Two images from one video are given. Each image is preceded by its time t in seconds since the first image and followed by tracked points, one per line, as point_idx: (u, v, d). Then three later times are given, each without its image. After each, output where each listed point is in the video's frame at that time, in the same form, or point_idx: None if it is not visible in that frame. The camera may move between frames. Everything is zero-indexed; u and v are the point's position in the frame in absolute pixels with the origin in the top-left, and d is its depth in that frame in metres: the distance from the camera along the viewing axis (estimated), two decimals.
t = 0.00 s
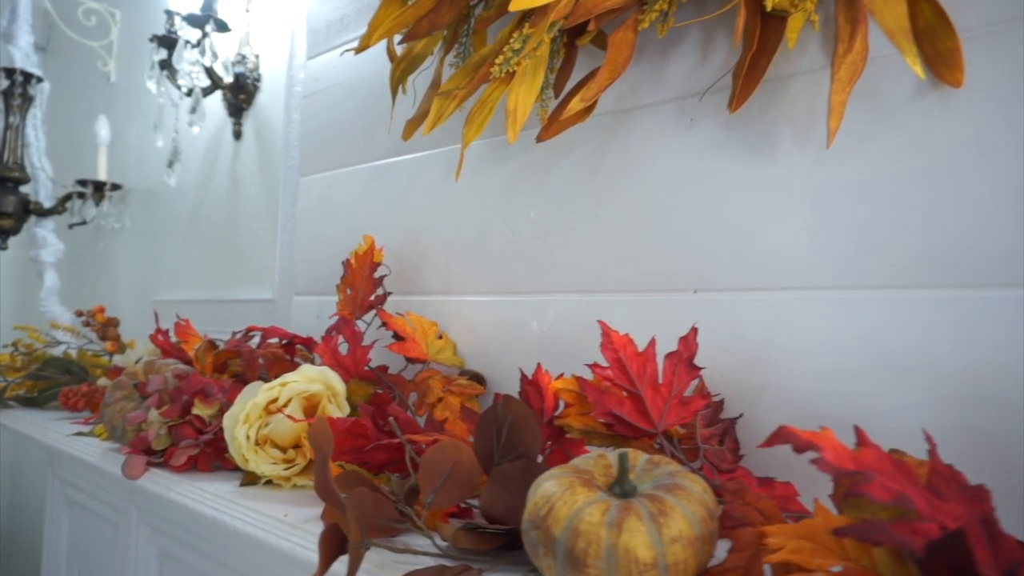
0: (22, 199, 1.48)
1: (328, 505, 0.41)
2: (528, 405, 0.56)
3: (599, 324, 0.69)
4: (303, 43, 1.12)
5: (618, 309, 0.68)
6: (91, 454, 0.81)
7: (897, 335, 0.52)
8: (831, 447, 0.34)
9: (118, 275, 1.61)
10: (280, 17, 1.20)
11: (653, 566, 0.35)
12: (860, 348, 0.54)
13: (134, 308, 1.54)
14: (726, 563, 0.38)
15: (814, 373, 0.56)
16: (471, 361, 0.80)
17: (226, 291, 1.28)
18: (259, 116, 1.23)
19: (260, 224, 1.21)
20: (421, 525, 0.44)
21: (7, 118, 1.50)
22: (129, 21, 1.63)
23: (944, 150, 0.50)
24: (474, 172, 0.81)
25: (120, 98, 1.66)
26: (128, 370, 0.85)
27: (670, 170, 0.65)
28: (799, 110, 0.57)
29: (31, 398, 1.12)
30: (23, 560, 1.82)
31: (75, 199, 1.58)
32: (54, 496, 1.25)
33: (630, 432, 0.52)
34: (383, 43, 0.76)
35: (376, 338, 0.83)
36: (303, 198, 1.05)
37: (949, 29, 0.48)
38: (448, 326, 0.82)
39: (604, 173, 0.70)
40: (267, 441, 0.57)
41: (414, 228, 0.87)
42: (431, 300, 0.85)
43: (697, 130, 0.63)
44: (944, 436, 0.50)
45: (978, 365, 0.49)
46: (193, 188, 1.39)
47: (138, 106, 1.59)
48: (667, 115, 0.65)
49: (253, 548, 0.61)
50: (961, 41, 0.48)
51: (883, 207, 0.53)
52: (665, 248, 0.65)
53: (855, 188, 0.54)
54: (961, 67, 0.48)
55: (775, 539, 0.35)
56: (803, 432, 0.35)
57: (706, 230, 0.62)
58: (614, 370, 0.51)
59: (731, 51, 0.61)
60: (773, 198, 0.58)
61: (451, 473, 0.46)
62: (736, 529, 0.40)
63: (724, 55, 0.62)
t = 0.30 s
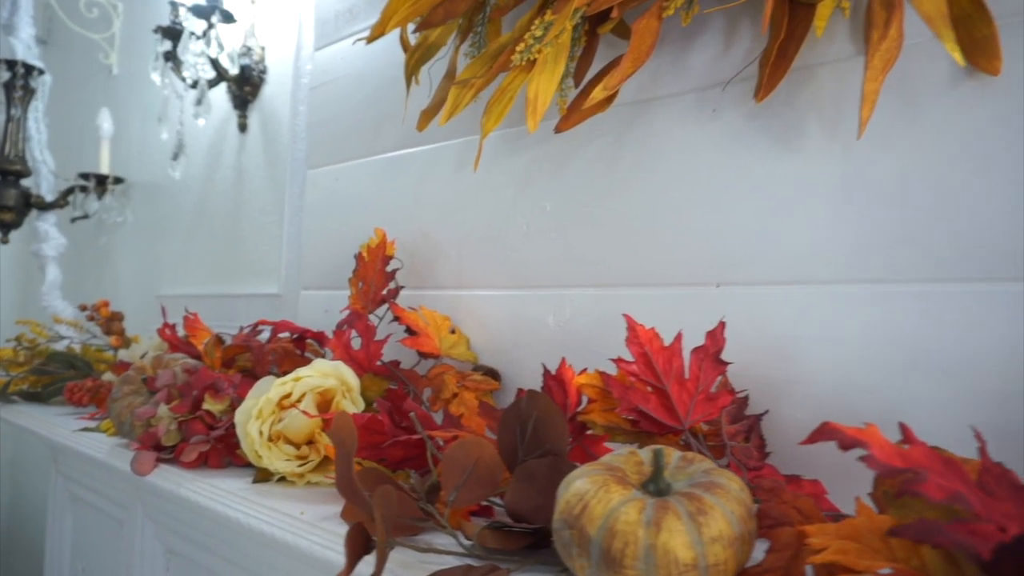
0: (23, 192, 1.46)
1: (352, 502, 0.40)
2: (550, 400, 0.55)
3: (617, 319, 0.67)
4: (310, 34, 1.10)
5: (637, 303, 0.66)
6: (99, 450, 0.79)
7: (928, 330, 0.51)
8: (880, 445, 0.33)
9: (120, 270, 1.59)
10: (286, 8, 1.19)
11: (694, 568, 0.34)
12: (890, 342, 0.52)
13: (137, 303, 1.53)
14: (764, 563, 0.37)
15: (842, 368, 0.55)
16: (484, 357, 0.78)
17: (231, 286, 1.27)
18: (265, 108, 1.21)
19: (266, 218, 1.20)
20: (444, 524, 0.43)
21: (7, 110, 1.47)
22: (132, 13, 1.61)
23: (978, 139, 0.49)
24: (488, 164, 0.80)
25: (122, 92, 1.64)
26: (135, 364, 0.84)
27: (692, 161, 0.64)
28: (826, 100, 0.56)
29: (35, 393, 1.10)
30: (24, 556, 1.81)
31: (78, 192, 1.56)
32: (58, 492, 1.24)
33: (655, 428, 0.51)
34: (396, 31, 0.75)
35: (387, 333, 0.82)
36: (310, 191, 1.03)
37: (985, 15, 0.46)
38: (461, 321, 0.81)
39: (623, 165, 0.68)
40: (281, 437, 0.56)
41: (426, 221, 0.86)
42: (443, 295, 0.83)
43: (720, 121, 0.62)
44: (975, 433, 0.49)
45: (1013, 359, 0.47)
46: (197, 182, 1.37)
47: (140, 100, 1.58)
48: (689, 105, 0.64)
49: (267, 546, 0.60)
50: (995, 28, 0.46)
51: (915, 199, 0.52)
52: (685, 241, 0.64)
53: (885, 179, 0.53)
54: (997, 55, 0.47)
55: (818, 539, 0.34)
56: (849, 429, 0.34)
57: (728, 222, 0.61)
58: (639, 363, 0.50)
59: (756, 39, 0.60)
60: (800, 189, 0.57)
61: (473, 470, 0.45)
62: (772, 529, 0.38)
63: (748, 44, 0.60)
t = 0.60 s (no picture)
0: (27, 185, 1.44)
1: (379, 499, 0.39)
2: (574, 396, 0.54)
3: (637, 314, 0.67)
4: (320, 26, 1.09)
5: (657, 298, 0.65)
6: (109, 445, 0.79)
7: (961, 326, 0.50)
8: (931, 443, 0.32)
9: (126, 264, 1.58)
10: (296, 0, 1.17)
11: (735, 568, 0.33)
12: (919, 338, 0.52)
13: (143, 297, 1.52)
14: (803, 563, 0.36)
15: (869, 364, 0.54)
16: (498, 352, 0.78)
17: (238, 280, 1.26)
18: (273, 102, 1.20)
19: (274, 212, 1.19)
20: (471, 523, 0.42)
21: (13, 102, 1.47)
22: (137, 5, 1.60)
23: (1013, 130, 0.48)
24: (503, 157, 0.79)
25: (128, 85, 1.63)
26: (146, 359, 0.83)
27: (714, 154, 0.63)
28: (855, 91, 0.55)
29: (43, 387, 1.09)
30: (30, 551, 1.80)
31: (83, 186, 1.55)
32: (65, 487, 1.23)
33: (681, 425, 0.50)
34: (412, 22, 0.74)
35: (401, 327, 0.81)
36: (320, 184, 1.02)
37: None
38: (475, 316, 0.80)
39: (643, 158, 0.67)
40: (299, 433, 0.55)
41: (440, 215, 0.85)
42: (457, 289, 0.82)
43: (744, 112, 0.61)
44: (1007, 431, 0.48)
45: None
46: (204, 175, 1.36)
47: (146, 93, 1.56)
48: (711, 97, 0.63)
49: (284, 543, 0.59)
50: None
51: (946, 191, 0.51)
52: (708, 235, 0.63)
53: (914, 171, 0.52)
54: None
55: (860, 538, 0.33)
56: (894, 426, 0.33)
57: (752, 216, 0.60)
58: (666, 359, 0.49)
59: (781, 29, 0.59)
60: (826, 182, 0.56)
61: (498, 467, 0.44)
62: (808, 527, 0.37)
63: (773, 34, 0.59)
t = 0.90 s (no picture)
0: (28, 180, 1.43)
1: (407, 499, 0.38)
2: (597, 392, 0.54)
3: (655, 310, 0.66)
4: (327, 20, 1.08)
5: (676, 294, 0.64)
6: (118, 443, 0.77)
7: (991, 322, 0.49)
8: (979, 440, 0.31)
9: (128, 261, 1.57)
10: None
11: (776, 567, 0.32)
12: (947, 333, 0.51)
13: (146, 294, 1.51)
14: (844, 563, 0.35)
15: (895, 360, 0.53)
16: (512, 348, 0.77)
17: (243, 277, 1.25)
18: (278, 96, 1.19)
19: (280, 208, 1.17)
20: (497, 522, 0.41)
21: (13, 97, 1.45)
22: None
23: None
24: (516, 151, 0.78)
25: (130, 80, 1.61)
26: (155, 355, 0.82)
27: (735, 147, 0.62)
28: (881, 83, 0.54)
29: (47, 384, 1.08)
30: (32, 549, 1.79)
31: (84, 182, 1.53)
32: (69, 485, 1.22)
33: (707, 422, 0.49)
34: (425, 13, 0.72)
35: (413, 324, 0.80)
36: (328, 180, 1.01)
37: None
38: (488, 312, 0.79)
39: (661, 151, 0.66)
40: (315, 431, 0.54)
41: (451, 210, 0.84)
42: (470, 285, 0.82)
43: (766, 105, 0.60)
44: None
45: None
46: (208, 171, 1.35)
47: (148, 88, 1.55)
48: (732, 89, 0.62)
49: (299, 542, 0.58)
50: None
51: (975, 184, 0.50)
52: (728, 229, 0.62)
53: (942, 164, 0.51)
54: None
55: (904, 536, 0.32)
56: (940, 422, 0.32)
57: (774, 210, 0.59)
58: (692, 355, 0.48)
59: (805, 20, 0.58)
60: (850, 175, 0.55)
61: (521, 466, 0.42)
62: (847, 526, 0.37)
63: (796, 25, 0.58)
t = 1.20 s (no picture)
0: (28, 179, 1.41)
1: (432, 500, 0.37)
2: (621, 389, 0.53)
3: (674, 307, 0.64)
4: (332, 14, 1.06)
5: (696, 289, 0.63)
6: (125, 444, 0.76)
7: None
8: None
9: (130, 260, 1.55)
10: None
11: (824, 570, 0.31)
12: (980, 328, 0.49)
13: (148, 294, 1.49)
14: (891, 565, 0.34)
15: (925, 355, 0.52)
16: (526, 346, 0.75)
17: (248, 275, 1.23)
18: (282, 92, 1.17)
19: (285, 205, 1.16)
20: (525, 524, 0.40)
21: (12, 95, 1.43)
22: None
23: None
24: (529, 145, 0.76)
25: (130, 77, 1.60)
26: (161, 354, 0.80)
27: (757, 138, 0.60)
28: (911, 71, 0.53)
29: (49, 385, 1.07)
30: (33, 552, 1.78)
31: (84, 180, 1.51)
32: (72, 487, 1.20)
33: (735, 420, 0.48)
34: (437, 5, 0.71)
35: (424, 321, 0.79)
36: (334, 176, 1.00)
37: None
38: (501, 309, 0.78)
39: (680, 144, 0.65)
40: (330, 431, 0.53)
41: (462, 206, 0.83)
42: (482, 282, 0.80)
43: (790, 95, 0.59)
44: None
45: None
46: (211, 168, 1.33)
47: (149, 85, 1.53)
48: (754, 80, 0.61)
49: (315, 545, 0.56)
50: None
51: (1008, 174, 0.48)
52: (750, 223, 0.60)
53: (973, 154, 0.50)
54: None
55: (958, 538, 0.31)
56: (995, 418, 0.31)
57: (799, 203, 0.58)
58: (720, 351, 0.47)
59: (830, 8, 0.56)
60: (878, 166, 0.54)
61: (547, 467, 0.41)
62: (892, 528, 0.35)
63: (820, 13, 0.57)
